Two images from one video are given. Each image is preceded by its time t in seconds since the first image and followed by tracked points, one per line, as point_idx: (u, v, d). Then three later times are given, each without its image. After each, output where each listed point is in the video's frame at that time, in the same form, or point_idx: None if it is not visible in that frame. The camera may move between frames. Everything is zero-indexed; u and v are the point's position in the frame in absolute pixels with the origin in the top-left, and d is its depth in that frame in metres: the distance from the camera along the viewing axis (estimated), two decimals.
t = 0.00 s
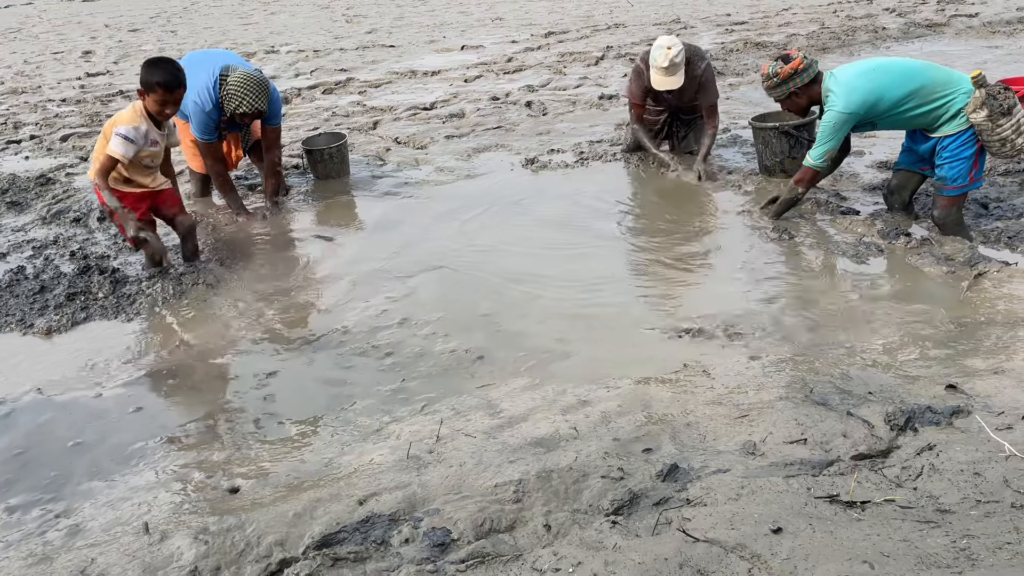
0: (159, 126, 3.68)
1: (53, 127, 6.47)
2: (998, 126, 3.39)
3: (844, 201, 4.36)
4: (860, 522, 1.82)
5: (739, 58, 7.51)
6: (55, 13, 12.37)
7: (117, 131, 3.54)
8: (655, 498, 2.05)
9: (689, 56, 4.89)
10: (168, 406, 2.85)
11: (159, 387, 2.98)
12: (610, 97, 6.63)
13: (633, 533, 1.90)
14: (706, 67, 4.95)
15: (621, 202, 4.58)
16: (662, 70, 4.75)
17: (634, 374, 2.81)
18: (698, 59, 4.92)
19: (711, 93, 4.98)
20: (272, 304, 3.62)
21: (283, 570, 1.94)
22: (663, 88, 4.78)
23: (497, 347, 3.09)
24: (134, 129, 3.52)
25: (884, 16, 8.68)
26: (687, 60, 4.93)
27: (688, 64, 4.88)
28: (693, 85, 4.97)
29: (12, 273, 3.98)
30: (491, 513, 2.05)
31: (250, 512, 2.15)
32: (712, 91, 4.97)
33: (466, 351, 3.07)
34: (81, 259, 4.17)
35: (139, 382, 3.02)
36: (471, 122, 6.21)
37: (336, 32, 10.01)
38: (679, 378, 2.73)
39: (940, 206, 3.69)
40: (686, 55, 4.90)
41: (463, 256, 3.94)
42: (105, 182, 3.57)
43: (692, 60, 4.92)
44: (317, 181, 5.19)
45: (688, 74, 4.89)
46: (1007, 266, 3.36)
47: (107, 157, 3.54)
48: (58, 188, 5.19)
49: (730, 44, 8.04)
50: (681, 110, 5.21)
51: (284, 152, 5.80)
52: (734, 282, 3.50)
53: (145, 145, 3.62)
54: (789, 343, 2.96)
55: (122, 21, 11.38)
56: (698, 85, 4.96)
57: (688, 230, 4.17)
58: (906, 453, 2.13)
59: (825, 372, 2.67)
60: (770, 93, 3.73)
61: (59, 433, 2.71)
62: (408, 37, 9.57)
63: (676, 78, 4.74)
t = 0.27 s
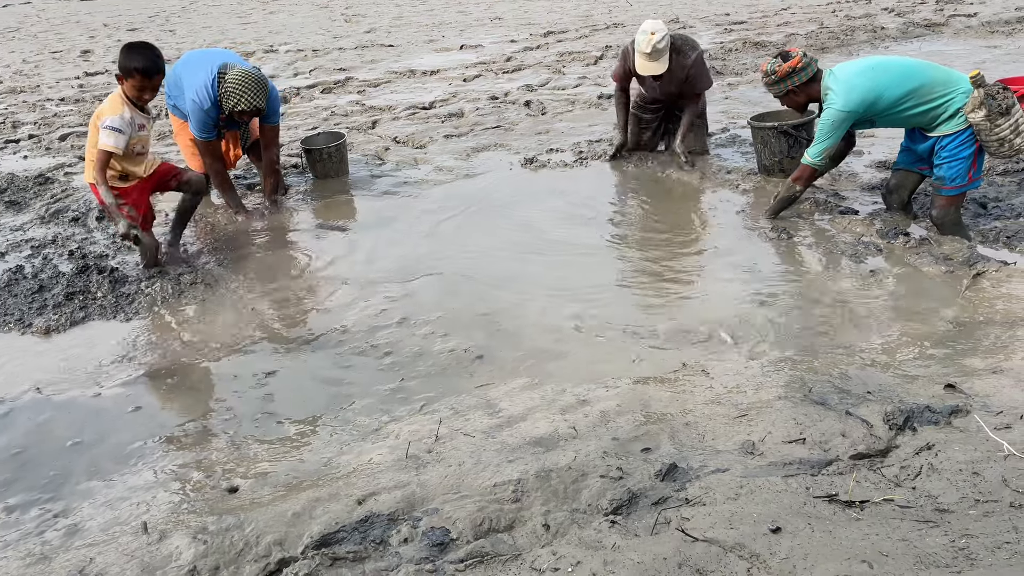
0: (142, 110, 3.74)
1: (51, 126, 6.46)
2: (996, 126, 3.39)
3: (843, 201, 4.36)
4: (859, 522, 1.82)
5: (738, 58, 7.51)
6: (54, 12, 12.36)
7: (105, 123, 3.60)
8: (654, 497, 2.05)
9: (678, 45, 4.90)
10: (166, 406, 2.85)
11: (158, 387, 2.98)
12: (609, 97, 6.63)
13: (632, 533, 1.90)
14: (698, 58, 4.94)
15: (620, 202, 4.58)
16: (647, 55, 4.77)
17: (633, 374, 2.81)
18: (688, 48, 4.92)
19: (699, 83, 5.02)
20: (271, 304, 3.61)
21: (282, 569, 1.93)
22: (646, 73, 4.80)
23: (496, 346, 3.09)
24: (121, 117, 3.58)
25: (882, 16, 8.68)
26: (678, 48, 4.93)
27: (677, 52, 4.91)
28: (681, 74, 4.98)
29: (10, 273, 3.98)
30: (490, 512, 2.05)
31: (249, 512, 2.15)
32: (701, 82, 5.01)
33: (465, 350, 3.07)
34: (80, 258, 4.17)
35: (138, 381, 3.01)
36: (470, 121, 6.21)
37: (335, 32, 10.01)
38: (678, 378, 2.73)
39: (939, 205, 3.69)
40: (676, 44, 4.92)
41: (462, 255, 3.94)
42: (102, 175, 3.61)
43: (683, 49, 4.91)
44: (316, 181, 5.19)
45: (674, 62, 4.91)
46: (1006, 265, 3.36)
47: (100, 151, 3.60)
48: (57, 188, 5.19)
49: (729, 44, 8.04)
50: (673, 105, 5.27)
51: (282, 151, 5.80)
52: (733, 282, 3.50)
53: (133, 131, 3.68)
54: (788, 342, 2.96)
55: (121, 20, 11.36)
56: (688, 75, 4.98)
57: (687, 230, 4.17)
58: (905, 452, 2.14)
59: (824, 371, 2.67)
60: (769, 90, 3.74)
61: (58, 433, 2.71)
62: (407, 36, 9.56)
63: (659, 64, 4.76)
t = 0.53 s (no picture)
0: (140, 100, 3.74)
1: (49, 126, 6.45)
2: (994, 125, 3.39)
3: (841, 200, 4.36)
4: (858, 521, 1.82)
5: (737, 57, 7.51)
6: (53, 12, 12.34)
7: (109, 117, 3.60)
8: (653, 496, 2.05)
9: (669, 39, 4.87)
10: (164, 405, 2.85)
11: (156, 386, 2.98)
12: (608, 96, 6.62)
13: (631, 532, 1.90)
14: (687, 53, 4.89)
15: (618, 201, 4.58)
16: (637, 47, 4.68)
17: (632, 373, 2.81)
18: (680, 42, 4.89)
19: (688, 79, 4.96)
20: (270, 303, 3.61)
21: (281, 569, 1.93)
22: (640, 65, 4.70)
23: (495, 346, 3.09)
24: (125, 110, 3.59)
25: (881, 15, 8.68)
26: (670, 42, 4.90)
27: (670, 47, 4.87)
28: (671, 68, 4.95)
29: (9, 272, 3.97)
30: (489, 511, 2.05)
31: (248, 511, 2.15)
32: (691, 77, 4.95)
33: (464, 349, 3.07)
34: (78, 258, 4.16)
35: (136, 381, 3.01)
36: (469, 120, 6.21)
37: (334, 31, 10.00)
38: (677, 377, 2.73)
39: (937, 204, 3.70)
40: (667, 38, 4.88)
41: (460, 255, 3.94)
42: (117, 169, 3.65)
43: (673, 44, 4.88)
44: (314, 180, 5.19)
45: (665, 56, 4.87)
46: (1004, 265, 3.37)
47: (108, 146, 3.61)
48: (55, 187, 5.18)
49: (728, 43, 8.04)
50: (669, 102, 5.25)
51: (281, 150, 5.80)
52: (731, 281, 3.51)
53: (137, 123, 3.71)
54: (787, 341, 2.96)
55: (119, 19, 11.34)
56: (677, 70, 4.94)
57: (685, 230, 4.17)
58: (904, 451, 2.14)
59: (823, 370, 2.68)
60: (767, 87, 3.75)
61: (56, 433, 2.71)
62: (406, 36, 9.56)
63: (651, 56, 4.68)
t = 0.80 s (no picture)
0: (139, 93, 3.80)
1: (46, 126, 6.43)
2: (991, 125, 3.40)
3: (839, 199, 4.36)
4: (856, 520, 1.82)
5: (734, 57, 7.51)
6: (50, 12, 12.32)
7: (125, 107, 3.62)
8: (651, 495, 2.05)
9: (668, 39, 4.87)
10: (162, 405, 2.84)
11: (154, 386, 2.97)
12: (605, 95, 6.62)
13: (629, 531, 1.90)
14: (687, 52, 4.88)
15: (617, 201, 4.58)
16: (638, 48, 4.68)
17: (631, 372, 2.81)
18: (678, 42, 4.88)
19: (688, 77, 4.95)
20: (267, 303, 3.61)
21: (279, 569, 1.93)
22: (641, 66, 4.70)
23: (493, 345, 3.09)
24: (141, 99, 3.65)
25: (878, 15, 8.69)
26: (668, 43, 4.89)
27: (669, 47, 4.86)
28: (671, 68, 4.94)
29: (6, 273, 3.96)
30: (487, 511, 2.05)
31: (246, 512, 2.15)
32: (691, 76, 4.94)
33: (462, 349, 3.07)
34: (76, 258, 4.16)
35: (134, 381, 3.01)
36: (466, 120, 6.21)
37: (331, 31, 9.99)
38: (675, 377, 2.73)
39: (934, 204, 3.70)
40: (665, 39, 4.87)
41: (458, 254, 3.94)
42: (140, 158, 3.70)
43: (673, 44, 4.87)
44: (312, 180, 5.18)
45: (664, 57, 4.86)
46: (1001, 264, 3.37)
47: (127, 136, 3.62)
48: (52, 187, 5.17)
49: (725, 42, 8.04)
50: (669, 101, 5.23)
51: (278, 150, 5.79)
52: (729, 280, 3.51)
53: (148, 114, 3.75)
54: (784, 340, 2.97)
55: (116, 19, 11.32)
56: (677, 69, 4.93)
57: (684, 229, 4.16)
58: (901, 450, 2.14)
59: (821, 370, 2.68)
60: (765, 88, 3.74)
61: (53, 433, 2.70)
62: (403, 35, 9.55)
63: (652, 56, 4.67)
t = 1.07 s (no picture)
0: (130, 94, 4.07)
1: (43, 125, 6.42)
2: (989, 123, 3.40)
3: (836, 198, 4.37)
4: (853, 519, 1.82)
5: (732, 55, 7.51)
6: (46, 11, 12.28)
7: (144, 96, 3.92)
8: (649, 494, 2.05)
9: (668, 41, 4.83)
10: (158, 405, 2.84)
11: (151, 386, 2.96)
12: (603, 94, 6.62)
13: (626, 530, 1.90)
14: (687, 55, 4.84)
15: (615, 200, 4.58)
16: (641, 49, 4.63)
17: (629, 371, 2.81)
18: (679, 44, 4.84)
19: (689, 82, 4.88)
20: (264, 303, 3.60)
21: (276, 569, 1.93)
22: (643, 67, 4.67)
23: (491, 344, 3.08)
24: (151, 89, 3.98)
25: (875, 13, 8.69)
26: (669, 46, 4.85)
27: (670, 50, 4.82)
28: (671, 72, 4.89)
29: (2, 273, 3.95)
30: (484, 511, 2.05)
31: (243, 512, 2.14)
32: (691, 79, 4.87)
33: (460, 348, 3.06)
34: (73, 258, 4.15)
35: (131, 381, 3.00)
36: (464, 119, 6.20)
37: (328, 30, 9.98)
38: (673, 376, 2.73)
39: (931, 202, 3.70)
40: (667, 41, 4.83)
41: (456, 254, 3.93)
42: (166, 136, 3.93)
43: (673, 46, 4.83)
44: (309, 179, 5.17)
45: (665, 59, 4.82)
46: (999, 262, 3.37)
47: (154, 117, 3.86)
48: (49, 187, 5.16)
49: (723, 41, 8.04)
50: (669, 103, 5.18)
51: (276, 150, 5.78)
52: (726, 279, 3.51)
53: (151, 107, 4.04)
54: (781, 338, 2.97)
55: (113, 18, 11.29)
56: (677, 73, 4.87)
57: (683, 228, 4.16)
58: (899, 449, 2.14)
59: (818, 368, 2.68)
60: (763, 87, 3.74)
61: (50, 434, 2.69)
62: (400, 35, 9.54)
63: (654, 56, 4.63)
